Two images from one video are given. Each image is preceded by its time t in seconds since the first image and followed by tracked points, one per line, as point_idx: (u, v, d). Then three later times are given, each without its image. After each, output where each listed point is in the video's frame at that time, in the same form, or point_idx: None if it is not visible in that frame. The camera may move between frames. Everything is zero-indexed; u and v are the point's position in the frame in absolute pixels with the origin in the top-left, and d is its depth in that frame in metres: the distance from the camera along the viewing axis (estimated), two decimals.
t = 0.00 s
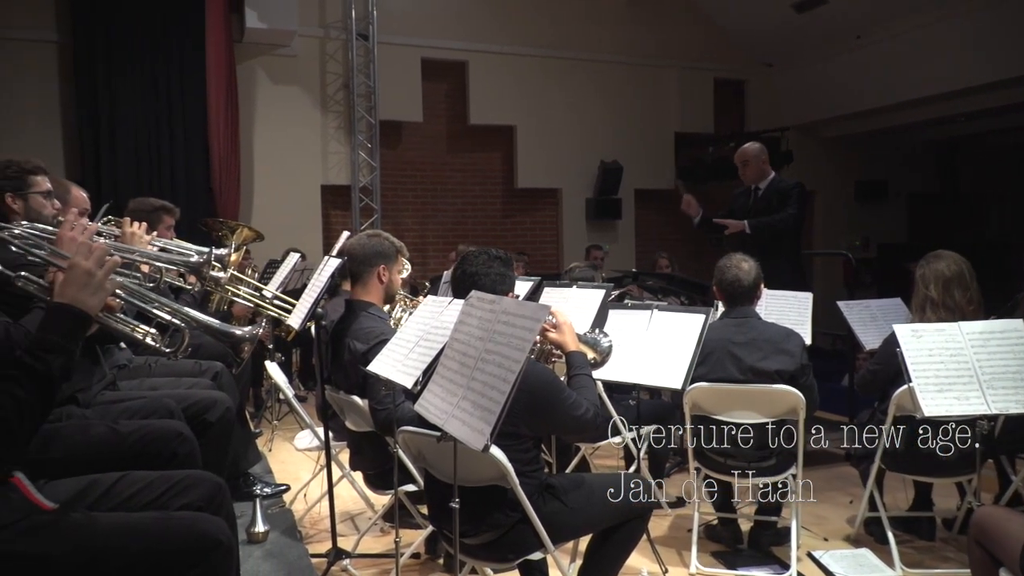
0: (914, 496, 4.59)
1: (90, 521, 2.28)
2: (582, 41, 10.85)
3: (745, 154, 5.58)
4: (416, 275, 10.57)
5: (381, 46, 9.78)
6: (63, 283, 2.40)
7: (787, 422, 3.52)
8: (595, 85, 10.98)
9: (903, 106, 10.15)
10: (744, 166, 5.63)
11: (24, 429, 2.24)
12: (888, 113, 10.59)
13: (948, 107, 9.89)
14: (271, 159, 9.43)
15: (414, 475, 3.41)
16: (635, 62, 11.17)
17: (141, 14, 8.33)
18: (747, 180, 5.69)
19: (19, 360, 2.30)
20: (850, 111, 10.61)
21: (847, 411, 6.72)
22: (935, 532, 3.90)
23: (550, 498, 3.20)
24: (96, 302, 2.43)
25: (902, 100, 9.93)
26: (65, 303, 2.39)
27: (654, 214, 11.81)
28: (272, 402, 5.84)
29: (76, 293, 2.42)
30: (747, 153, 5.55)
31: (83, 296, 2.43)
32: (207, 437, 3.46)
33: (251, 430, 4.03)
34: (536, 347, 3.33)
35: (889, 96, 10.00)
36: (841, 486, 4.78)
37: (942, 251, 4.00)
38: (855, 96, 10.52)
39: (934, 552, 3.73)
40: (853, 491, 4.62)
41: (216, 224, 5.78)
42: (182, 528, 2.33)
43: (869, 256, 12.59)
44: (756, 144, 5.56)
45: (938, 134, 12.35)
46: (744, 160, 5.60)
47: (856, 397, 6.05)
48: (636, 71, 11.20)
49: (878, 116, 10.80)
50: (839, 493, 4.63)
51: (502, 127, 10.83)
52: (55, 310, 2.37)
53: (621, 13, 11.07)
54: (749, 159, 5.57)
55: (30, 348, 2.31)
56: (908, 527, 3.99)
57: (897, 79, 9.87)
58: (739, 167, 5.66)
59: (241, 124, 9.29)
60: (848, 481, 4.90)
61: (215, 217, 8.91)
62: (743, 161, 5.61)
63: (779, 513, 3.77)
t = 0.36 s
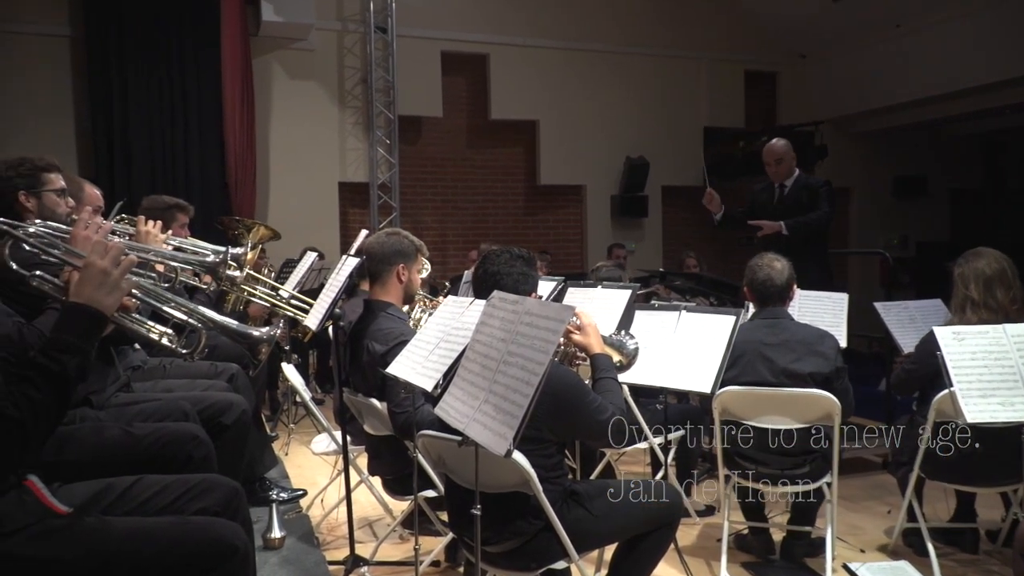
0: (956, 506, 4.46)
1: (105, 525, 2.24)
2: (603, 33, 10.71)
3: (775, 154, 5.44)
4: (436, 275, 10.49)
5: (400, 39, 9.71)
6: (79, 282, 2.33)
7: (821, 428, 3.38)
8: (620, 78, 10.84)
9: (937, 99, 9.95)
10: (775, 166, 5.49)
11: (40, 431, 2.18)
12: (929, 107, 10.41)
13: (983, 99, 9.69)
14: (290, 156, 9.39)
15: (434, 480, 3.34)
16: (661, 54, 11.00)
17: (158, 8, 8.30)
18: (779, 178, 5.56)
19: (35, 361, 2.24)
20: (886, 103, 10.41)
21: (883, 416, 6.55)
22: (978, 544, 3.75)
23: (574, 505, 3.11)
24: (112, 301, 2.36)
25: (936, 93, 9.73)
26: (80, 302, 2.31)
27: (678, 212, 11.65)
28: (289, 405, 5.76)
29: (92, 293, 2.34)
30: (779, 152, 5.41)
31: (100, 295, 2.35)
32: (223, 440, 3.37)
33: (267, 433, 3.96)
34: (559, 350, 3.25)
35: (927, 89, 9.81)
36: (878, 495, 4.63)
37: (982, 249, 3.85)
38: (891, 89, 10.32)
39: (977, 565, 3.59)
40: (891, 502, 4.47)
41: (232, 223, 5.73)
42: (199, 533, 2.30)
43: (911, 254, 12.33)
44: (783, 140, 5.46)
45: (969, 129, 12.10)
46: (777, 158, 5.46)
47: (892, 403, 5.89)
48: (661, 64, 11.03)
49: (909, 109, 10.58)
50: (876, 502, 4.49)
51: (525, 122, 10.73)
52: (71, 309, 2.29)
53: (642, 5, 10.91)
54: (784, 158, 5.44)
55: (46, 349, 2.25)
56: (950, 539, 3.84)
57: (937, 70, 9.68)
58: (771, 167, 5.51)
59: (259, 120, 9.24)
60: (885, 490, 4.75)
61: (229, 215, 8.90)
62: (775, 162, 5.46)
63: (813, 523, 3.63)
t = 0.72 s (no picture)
0: (1001, 517, 4.31)
1: (123, 528, 2.23)
2: (626, 25, 10.56)
3: (816, 151, 5.29)
4: (458, 275, 10.40)
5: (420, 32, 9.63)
6: (96, 281, 2.28)
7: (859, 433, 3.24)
8: (645, 70, 10.68)
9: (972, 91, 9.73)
10: (816, 163, 5.34)
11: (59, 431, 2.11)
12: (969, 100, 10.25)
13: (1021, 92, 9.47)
14: (309, 152, 9.35)
15: (456, 486, 3.27)
16: (686, 45, 10.82)
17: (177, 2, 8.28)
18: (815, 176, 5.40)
19: (52, 361, 2.18)
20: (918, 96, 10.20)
21: (924, 423, 6.37)
22: None
23: (601, 512, 3.02)
24: (130, 301, 2.31)
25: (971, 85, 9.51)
26: (97, 301, 2.26)
27: (706, 209, 11.46)
28: (307, 408, 5.68)
29: (109, 292, 2.29)
30: (820, 149, 5.29)
31: (117, 295, 2.30)
32: (240, 443, 3.28)
33: (285, 437, 3.88)
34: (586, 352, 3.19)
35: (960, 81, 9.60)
36: (918, 505, 4.48)
37: None
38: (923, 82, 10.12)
39: None
40: (933, 512, 4.33)
41: (249, 221, 5.67)
42: (217, 540, 2.27)
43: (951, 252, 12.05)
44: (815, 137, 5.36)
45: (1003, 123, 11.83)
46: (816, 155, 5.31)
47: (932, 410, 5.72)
48: (687, 55, 10.84)
49: (942, 101, 10.34)
50: (916, 513, 4.34)
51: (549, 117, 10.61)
52: (88, 309, 2.24)
53: None
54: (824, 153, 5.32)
55: (62, 348, 2.19)
56: (995, 552, 3.69)
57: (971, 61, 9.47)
58: (809, 165, 5.33)
59: (278, 116, 9.21)
60: (926, 500, 4.59)
61: (247, 212, 8.85)
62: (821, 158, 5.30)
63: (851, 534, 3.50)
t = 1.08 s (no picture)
0: None
1: (142, 534, 2.27)
2: (651, 16, 10.39)
3: (848, 150, 5.15)
4: (482, 274, 10.33)
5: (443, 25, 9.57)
6: (116, 281, 2.27)
7: (902, 440, 3.12)
8: (672, 62, 10.50)
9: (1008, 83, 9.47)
10: (849, 163, 5.20)
11: (78, 433, 2.11)
12: (1010, 91, 10.00)
13: None
14: (331, 148, 9.31)
15: (481, 492, 3.18)
16: (716, 35, 10.61)
17: None
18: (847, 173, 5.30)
19: (72, 361, 2.17)
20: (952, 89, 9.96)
21: (971, 430, 6.17)
22: None
23: (631, 521, 2.94)
24: (149, 300, 2.29)
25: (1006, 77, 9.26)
26: (117, 301, 2.25)
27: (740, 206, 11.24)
28: (329, 412, 5.62)
29: (128, 292, 2.28)
30: (853, 148, 5.13)
31: (136, 294, 2.29)
32: (261, 448, 3.20)
33: (306, 441, 3.82)
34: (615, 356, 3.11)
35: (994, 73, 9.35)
36: (965, 516, 4.32)
37: None
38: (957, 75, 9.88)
39: None
40: (981, 524, 4.17)
41: (270, 219, 5.61)
42: (236, 547, 2.32)
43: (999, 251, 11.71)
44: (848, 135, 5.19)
45: None
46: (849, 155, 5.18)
47: (979, 417, 5.53)
48: (715, 45, 10.63)
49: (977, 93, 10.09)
50: (963, 525, 4.18)
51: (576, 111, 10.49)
52: (108, 308, 2.23)
53: None
54: (859, 154, 5.16)
55: (82, 349, 2.18)
56: None
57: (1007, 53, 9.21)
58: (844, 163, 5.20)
59: (299, 112, 9.19)
60: (973, 511, 4.43)
61: (267, 210, 8.83)
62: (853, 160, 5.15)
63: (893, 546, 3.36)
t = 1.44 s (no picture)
0: None
1: (164, 538, 2.29)
2: (682, 6, 10.21)
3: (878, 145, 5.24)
4: (513, 274, 10.24)
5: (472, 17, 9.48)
6: (140, 280, 2.29)
7: (952, 448, 2.99)
8: (703, 52, 10.30)
9: None
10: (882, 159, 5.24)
11: (100, 434, 2.13)
12: None
13: None
14: (359, 143, 9.28)
15: (511, 499, 3.09)
16: (749, 24, 10.38)
17: None
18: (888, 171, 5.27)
19: (95, 363, 2.20)
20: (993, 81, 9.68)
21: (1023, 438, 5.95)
22: None
23: (667, 531, 2.83)
24: (172, 300, 2.32)
25: None
26: (140, 301, 2.27)
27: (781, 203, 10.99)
28: (355, 416, 5.56)
29: (152, 291, 2.30)
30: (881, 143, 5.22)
31: (159, 294, 2.31)
32: (285, 452, 3.12)
33: (331, 445, 3.73)
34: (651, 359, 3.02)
35: None
36: (1020, 529, 4.15)
37: None
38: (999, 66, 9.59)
39: None
40: None
41: (295, 218, 5.55)
42: (260, 551, 2.34)
43: None
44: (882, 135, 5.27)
45: None
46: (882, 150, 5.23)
47: None
48: (747, 35, 10.40)
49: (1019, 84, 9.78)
50: (1017, 539, 4.00)
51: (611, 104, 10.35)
52: (132, 308, 2.25)
53: None
54: (887, 149, 5.20)
55: (106, 350, 2.21)
56: None
57: None
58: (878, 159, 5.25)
59: (326, 108, 9.16)
60: None
61: (292, 208, 8.79)
62: (881, 158, 5.20)
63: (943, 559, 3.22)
